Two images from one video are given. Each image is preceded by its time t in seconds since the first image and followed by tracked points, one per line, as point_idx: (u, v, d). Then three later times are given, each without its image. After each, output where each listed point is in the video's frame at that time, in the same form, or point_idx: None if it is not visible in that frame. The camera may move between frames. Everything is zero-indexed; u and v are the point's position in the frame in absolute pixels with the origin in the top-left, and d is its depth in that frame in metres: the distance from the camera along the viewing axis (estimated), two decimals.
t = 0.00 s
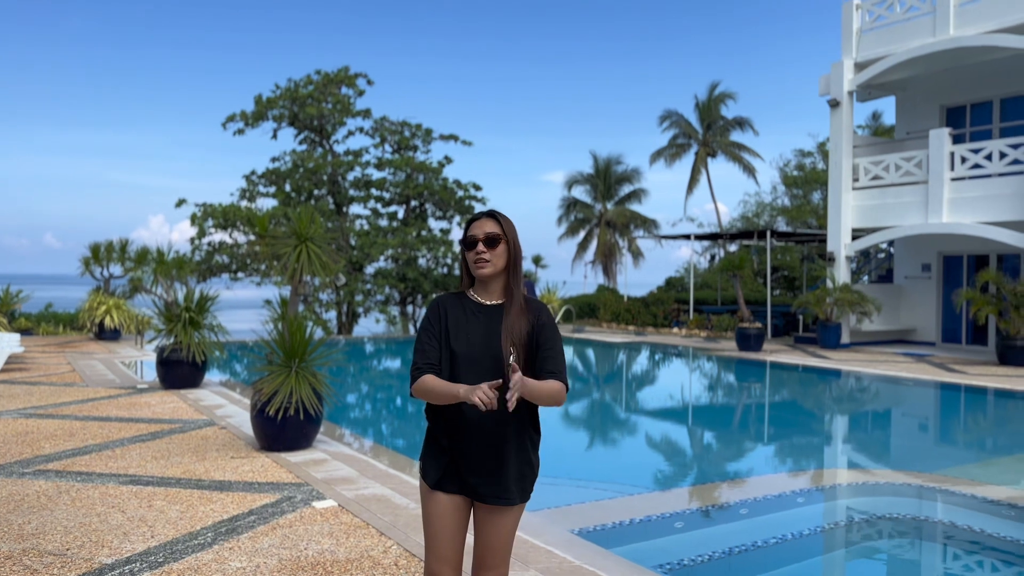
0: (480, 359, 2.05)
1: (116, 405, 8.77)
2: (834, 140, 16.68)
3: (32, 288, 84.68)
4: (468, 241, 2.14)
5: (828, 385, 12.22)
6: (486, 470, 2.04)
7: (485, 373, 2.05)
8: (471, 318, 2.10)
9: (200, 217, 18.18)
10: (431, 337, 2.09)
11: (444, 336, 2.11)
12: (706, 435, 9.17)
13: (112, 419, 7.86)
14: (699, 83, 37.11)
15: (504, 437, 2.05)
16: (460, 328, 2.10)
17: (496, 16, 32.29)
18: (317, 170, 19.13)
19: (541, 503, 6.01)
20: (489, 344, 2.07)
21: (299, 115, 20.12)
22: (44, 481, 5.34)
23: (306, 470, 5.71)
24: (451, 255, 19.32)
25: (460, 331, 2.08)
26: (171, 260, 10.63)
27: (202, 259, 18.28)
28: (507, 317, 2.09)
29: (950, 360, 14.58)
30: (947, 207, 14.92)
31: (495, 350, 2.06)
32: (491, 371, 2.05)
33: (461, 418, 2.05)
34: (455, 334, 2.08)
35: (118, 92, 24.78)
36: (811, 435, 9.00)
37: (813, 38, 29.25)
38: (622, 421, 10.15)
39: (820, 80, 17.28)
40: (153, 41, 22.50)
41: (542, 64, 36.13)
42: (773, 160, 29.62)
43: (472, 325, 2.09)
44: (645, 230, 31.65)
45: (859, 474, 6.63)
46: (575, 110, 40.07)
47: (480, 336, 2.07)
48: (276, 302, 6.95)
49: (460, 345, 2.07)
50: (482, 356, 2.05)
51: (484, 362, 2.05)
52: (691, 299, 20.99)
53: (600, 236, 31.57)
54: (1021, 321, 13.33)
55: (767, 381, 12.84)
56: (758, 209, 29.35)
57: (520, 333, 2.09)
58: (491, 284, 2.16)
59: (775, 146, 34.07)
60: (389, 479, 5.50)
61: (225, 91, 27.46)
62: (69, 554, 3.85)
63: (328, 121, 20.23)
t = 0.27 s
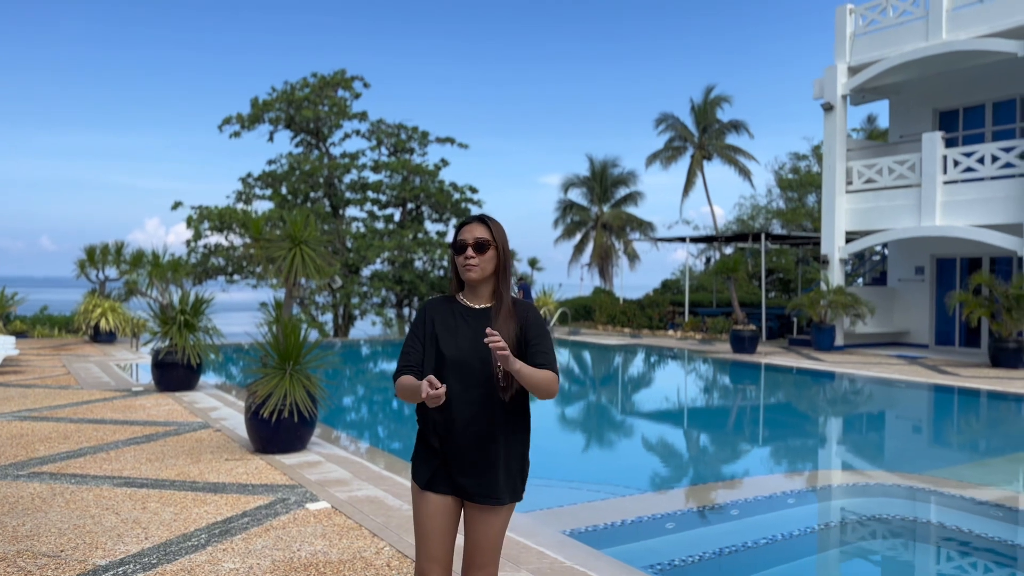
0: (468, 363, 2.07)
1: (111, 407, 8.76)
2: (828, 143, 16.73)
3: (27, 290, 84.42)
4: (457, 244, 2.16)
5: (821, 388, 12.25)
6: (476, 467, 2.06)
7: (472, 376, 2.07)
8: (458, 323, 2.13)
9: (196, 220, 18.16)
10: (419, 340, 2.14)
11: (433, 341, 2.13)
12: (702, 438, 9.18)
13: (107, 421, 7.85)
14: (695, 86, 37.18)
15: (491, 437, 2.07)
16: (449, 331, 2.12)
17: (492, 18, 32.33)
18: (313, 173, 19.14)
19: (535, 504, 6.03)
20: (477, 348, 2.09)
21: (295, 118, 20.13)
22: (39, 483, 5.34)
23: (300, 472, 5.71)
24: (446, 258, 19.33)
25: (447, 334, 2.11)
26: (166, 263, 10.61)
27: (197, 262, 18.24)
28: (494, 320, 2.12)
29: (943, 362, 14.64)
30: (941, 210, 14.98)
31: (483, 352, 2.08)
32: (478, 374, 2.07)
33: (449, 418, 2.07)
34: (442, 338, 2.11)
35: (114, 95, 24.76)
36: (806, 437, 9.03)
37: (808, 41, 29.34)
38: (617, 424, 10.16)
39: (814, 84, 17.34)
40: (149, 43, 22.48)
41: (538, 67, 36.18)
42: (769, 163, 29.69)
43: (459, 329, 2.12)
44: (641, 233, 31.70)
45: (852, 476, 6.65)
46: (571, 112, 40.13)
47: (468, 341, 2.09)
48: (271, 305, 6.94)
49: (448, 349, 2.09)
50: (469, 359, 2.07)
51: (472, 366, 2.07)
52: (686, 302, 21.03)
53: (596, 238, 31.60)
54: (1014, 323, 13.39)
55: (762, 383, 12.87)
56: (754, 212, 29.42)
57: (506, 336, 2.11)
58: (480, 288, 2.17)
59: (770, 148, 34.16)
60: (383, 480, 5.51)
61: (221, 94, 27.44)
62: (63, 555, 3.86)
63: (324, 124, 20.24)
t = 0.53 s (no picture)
0: (460, 360, 2.11)
1: (108, 407, 8.76)
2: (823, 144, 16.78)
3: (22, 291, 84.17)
4: (448, 245, 2.18)
5: (816, 388, 12.28)
6: (468, 461, 2.10)
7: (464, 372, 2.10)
8: (451, 322, 2.16)
9: (192, 221, 18.15)
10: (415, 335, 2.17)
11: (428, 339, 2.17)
12: (698, 439, 9.21)
13: (105, 421, 7.86)
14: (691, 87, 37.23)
15: (482, 431, 2.11)
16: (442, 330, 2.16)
17: (489, 19, 32.35)
18: (310, 174, 19.14)
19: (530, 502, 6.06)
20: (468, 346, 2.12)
21: (292, 119, 20.13)
22: (37, 482, 5.34)
23: (296, 471, 5.72)
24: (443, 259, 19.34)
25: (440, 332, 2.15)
26: (163, 263, 10.61)
27: (194, 262, 18.22)
28: (484, 319, 2.15)
29: (937, 362, 14.70)
30: (935, 211, 15.04)
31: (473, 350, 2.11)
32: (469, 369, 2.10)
33: (441, 414, 2.11)
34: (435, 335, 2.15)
35: (111, 96, 24.73)
36: (801, 437, 9.06)
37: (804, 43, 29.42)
38: (614, 424, 10.19)
39: (809, 85, 17.39)
40: (146, 44, 22.46)
41: (534, 68, 36.21)
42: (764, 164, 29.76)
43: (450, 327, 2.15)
44: (638, 234, 31.75)
45: (846, 475, 6.69)
46: (567, 113, 40.16)
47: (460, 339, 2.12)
48: (267, 305, 6.95)
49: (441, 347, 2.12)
50: (460, 358, 2.11)
51: (464, 362, 2.10)
52: (682, 302, 21.08)
53: (592, 239, 31.64)
54: (1007, 323, 13.46)
55: (757, 384, 12.90)
56: (749, 213, 29.48)
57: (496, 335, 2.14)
58: (472, 288, 2.20)
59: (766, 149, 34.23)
60: (379, 479, 5.53)
61: (218, 94, 27.42)
62: (62, 553, 3.87)
63: (321, 125, 20.24)
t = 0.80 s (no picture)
0: (456, 352, 2.12)
1: (107, 405, 8.75)
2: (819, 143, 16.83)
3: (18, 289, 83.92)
4: (443, 239, 2.19)
5: (812, 387, 12.32)
6: (465, 454, 2.11)
7: (458, 364, 2.12)
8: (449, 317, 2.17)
9: (189, 220, 18.15)
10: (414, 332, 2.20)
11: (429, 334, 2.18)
12: (694, 437, 9.23)
13: (103, 419, 7.85)
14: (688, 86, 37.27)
15: (479, 425, 2.12)
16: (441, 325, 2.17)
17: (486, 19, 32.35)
18: (307, 173, 19.14)
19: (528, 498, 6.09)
20: (465, 338, 2.13)
21: (289, 118, 20.13)
22: (37, 478, 5.34)
23: (295, 468, 5.73)
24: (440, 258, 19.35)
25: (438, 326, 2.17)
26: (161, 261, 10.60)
27: (191, 262, 18.22)
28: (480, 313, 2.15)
29: (933, 361, 14.76)
30: (930, 211, 15.08)
31: (468, 341, 2.12)
32: (464, 362, 2.11)
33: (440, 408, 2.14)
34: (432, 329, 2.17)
35: (108, 95, 24.69)
36: (797, 436, 9.08)
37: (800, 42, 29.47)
38: (610, 423, 10.20)
39: (805, 85, 17.43)
40: (143, 43, 22.43)
41: (531, 67, 36.21)
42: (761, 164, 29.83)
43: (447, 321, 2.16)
44: (635, 234, 31.79)
45: (842, 472, 6.72)
46: (564, 112, 40.18)
47: (457, 333, 2.13)
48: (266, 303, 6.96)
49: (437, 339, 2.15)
50: (456, 348, 2.12)
51: (460, 355, 2.12)
52: (679, 302, 21.12)
53: (589, 238, 31.67)
54: (1002, 323, 13.52)
55: (754, 382, 12.93)
56: (746, 212, 29.54)
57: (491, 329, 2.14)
58: (468, 283, 2.21)
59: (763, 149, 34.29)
60: (377, 476, 5.54)
61: (215, 93, 27.39)
62: (63, 548, 3.87)
63: (318, 125, 20.24)
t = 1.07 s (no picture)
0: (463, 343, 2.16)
1: (108, 400, 8.75)
2: (817, 141, 16.86)
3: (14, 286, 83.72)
4: (448, 230, 2.21)
5: (810, 384, 12.35)
6: (473, 440, 2.16)
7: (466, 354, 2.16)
8: (454, 309, 2.22)
9: (187, 217, 18.12)
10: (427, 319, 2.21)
11: (435, 323, 2.21)
12: (692, 434, 9.26)
13: (105, 414, 7.85)
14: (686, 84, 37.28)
15: (484, 414, 2.16)
16: (448, 316, 2.21)
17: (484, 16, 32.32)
18: (304, 170, 19.11)
19: (529, 492, 6.12)
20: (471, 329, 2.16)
21: (287, 115, 20.09)
22: (40, 472, 5.35)
23: (298, 462, 5.74)
24: (438, 255, 19.37)
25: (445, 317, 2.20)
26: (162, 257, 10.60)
27: (189, 258, 18.20)
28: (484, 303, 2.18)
29: (929, 358, 14.81)
30: (928, 208, 15.12)
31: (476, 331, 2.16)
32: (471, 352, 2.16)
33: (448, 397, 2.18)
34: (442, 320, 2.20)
35: (106, 91, 24.65)
36: (795, 433, 9.12)
37: (798, 41, 29.50)
38: (608, 420, 10.23)
39: (803, 83, 17.44)
40: (141, 39, 22.39)
41: (529, 65, 36.19)
42: (758, 163, 29.86)
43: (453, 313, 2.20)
44: (632, 231, 31.81)
45: (840, 467, 6.76)
46: (561, 109, 40.19)
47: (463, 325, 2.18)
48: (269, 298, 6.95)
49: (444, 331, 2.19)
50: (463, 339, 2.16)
51: (468, 346, 2.15)
52: (677, 299, 21.15)
53: (587, 236, 31.69)
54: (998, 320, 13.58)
55: (752, 379, 12.97)
56: (744, 210, 29.58)
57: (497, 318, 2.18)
58: (472, 274, 2.24)
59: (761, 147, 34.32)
60: (379, 469, 5.56)
61: (213, 90, 27.35)
62: (69, 540, 3.89)
63: (316, 121, 20.21)
